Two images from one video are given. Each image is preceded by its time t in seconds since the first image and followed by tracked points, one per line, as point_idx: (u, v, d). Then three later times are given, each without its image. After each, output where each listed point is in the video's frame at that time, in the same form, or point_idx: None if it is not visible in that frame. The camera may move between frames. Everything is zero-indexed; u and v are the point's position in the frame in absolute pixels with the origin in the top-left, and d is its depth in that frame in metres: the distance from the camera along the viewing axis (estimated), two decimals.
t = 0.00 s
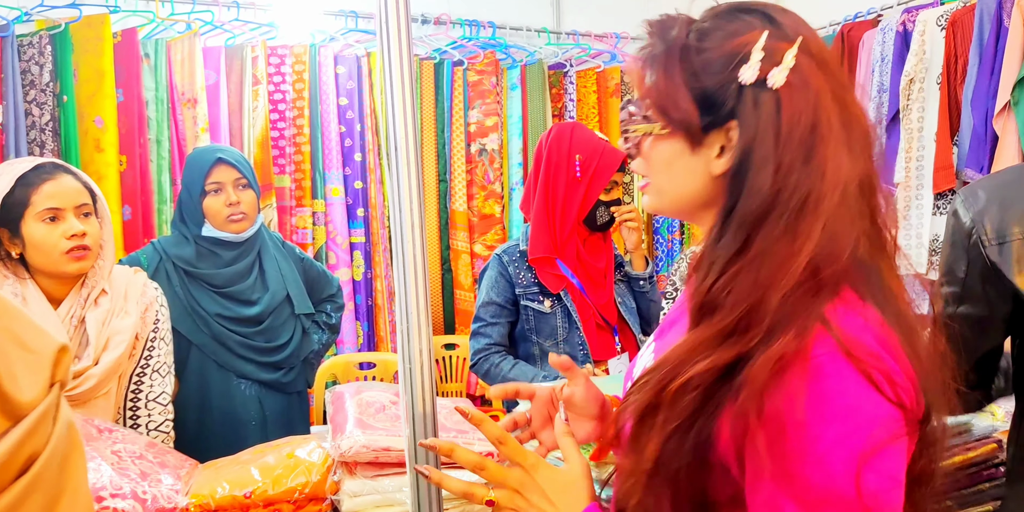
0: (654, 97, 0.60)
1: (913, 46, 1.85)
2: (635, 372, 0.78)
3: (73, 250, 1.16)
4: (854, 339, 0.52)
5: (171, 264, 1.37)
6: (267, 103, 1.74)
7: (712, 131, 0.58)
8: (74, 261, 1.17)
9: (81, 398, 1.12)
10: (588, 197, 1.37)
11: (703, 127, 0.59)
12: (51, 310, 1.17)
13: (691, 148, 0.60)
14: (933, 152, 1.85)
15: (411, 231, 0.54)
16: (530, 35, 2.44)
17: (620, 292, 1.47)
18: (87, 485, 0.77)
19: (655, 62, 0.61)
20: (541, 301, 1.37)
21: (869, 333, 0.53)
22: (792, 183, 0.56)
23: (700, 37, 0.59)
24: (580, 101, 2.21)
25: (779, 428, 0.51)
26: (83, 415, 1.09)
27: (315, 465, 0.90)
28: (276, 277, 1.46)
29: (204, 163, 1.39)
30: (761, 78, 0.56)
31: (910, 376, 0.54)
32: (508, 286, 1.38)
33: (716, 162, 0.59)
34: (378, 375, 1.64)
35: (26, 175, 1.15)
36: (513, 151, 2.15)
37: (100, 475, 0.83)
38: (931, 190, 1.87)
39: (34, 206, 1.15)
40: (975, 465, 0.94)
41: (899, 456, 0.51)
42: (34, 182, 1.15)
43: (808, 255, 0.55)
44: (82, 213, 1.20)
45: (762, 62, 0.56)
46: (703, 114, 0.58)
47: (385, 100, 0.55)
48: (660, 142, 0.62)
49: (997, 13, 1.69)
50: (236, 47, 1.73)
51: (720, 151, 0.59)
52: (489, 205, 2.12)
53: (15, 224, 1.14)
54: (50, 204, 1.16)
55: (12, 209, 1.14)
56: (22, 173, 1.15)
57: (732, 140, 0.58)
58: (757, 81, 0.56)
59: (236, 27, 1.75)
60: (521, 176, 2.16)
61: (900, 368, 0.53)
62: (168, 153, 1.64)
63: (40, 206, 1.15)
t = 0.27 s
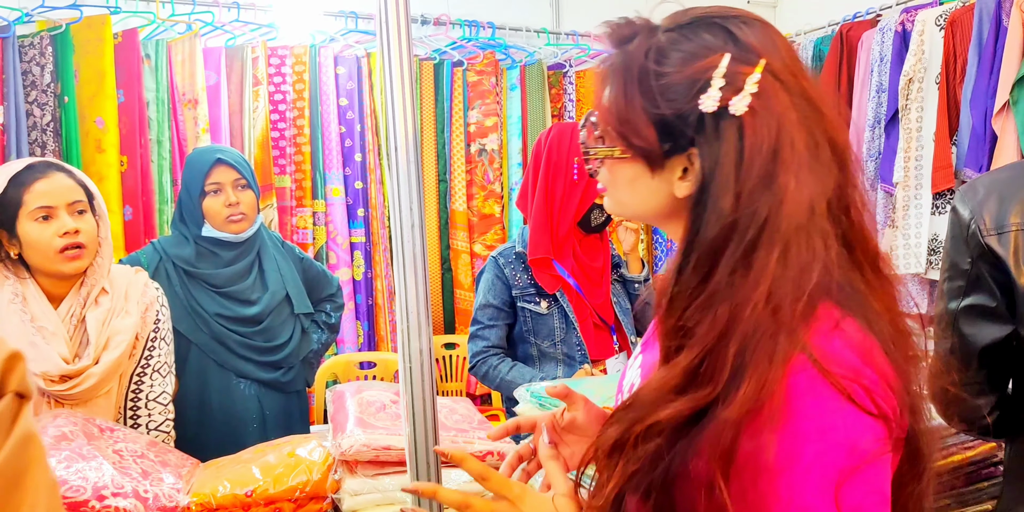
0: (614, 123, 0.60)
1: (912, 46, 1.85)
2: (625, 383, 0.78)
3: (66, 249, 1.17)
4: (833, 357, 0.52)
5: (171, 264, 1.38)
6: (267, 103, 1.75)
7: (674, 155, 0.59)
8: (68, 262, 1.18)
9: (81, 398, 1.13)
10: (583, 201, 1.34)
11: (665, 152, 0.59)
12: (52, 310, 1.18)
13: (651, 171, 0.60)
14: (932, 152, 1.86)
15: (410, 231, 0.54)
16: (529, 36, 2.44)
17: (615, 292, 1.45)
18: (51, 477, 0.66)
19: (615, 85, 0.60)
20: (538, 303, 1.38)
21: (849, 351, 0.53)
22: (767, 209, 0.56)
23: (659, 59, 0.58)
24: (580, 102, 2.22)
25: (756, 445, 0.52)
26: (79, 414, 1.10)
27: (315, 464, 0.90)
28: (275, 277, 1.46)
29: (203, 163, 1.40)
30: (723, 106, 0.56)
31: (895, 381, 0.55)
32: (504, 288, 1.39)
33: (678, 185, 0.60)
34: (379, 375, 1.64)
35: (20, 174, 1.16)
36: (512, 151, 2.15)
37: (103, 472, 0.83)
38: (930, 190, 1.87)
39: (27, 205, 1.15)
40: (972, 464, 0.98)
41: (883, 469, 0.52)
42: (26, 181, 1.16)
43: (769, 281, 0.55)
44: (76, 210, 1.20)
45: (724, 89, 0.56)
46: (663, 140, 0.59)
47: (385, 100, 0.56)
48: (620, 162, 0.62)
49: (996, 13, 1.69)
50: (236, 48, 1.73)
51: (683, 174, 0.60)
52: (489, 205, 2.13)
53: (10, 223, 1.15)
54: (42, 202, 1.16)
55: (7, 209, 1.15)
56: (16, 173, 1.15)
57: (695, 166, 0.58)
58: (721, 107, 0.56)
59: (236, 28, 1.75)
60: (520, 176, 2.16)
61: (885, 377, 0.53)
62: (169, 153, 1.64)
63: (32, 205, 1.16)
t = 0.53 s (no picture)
0: (604, 124, 0.63)
1: (910, 47, 1.86)
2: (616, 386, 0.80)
3: (58, 254, 1.17)
4: (828, 356, 0.55)
5: (170, 265, 1.37)
6: (267, 105, 1.75)
7: (665, 155, 0.61)
8: (61, 267, 1.18)
9: (80, 396, 1.16)
10: (576, 199, 1.35)
11: (656, 151, 0.61)
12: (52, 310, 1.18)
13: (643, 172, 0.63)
14: (930, 153, 1.86)
15: (408, 231, 0.55)
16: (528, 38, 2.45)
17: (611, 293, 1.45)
18: None
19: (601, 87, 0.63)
20: (534, 304, 1.39)
21: (843, 351, 0.55)
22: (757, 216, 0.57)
23: (646, 59, 0.61)
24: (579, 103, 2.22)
25: (755, 447, 0.55)
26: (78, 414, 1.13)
27: (315, 465, 0.91)
28: (274, 278, 1.46)
29: (202, 165, 1.41)
30: (710, 104, 0.58)
31: (886, 378, 0.56)
32: (501, 290, 1.39)
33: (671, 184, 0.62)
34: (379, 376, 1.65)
35: (14, 180, 1.16)
36: (512, 152, 2.16)
37: (103, 474, 0.83)
38: (928, 190, 1.88)
39: (20, 211, 1.17)
40: (969, 465, 0.98)
41: (879, 466, 0.54)
42: (20, 187, 1.16)
43: (759, 279, 0.56)
44: (68, 216, 1.20)
45: (712, 85, 0.58)
46: (654, 140, 0.61)
47: (385, 102, 0.56)
48: (614, 164, 0.65)
49: (994, 14, 1.70)
50: (235, 50, 1.73)
51: (674, 174, 0.62)
52: (488, 206, 2.13)
53: (4, 229, 1.16)
54: (34, 210, 1.17)
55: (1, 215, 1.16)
56: (12, 179, 1.15)
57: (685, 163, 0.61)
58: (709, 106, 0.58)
59: (236, 30, 1.75)
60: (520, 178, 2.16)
61: (879, 375, 0.55)
62: (168, 155, 1.64)
63: (25, 212, 1.17)
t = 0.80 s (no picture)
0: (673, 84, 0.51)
1: (908, 48, 1.86)
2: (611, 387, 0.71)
3: (55, 255, 1.17)
4: (859, 335, 0.47)
5: (169, 266, 1.37)
6: (267, 106, 1.76)
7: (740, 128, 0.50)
8: (59, 266, 1.18)
9: (78, 396, 1.15)
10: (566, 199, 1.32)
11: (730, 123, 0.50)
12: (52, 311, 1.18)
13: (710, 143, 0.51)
14: (928, 154, 1.86)
15: (407, 231, 0.55)
16: (528, 39, 2.45)
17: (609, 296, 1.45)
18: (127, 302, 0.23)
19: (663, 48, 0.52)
20: (534, 304, 1.39)
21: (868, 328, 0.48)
22: (800, 193, 0.49)
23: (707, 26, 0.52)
24: (578, 104, 2.23)
25: (786, 432, 0.46)
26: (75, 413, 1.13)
27: (315, 466, 0.91)
28: (274, 278, 1.47)
29: (202, 166, 1.41)
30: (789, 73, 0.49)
31: (918, 373, 0.52)
32: (500, 289, 1.40)
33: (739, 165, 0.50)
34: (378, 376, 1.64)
35: (17, 182, 1.17)
36: (511, 153, 2.16)
37: (102, 474, 0.83)
38: (926, 191, 1.88)
39: (20, 212, 1.17)
40: (969, 465, 0.98)
41: (905, 455, 0.47)
42: (22, 188, 1.17)
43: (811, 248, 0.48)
44: (68, 218, 1.20)
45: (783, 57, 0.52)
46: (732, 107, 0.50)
47: (384, 103, 0.56)
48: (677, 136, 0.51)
49: (992, 15, 1.70)
50: (235, 51, 1.74)
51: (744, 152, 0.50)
52: (488, 207, 2.13)
53: (5, 230, 1.16)
54: (34, 211, 1.18)
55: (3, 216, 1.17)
56: (14, 180, 1.16)
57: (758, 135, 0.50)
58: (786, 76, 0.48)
59: (235, 31, 1.76)
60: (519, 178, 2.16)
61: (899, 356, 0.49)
62: (168, 156, 1.64)
63: (26, 212, 1.18)
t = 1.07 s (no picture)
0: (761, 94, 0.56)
1: (905, 54, 1.87)
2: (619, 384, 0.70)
3: (53, 256, 1.17)
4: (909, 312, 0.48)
5: (169, 266, 1.38)
6: (267, 108, 1.76)
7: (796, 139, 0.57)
8: (56, 267, 1.18)
9: (77, 397, 1.16)
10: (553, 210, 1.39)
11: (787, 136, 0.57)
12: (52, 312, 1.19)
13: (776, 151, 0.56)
14: (924, 158, 1.87)
15: (406, 235, 0.55)
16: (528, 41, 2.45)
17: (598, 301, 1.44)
18: None
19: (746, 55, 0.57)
20: (529, 305, 1.39)
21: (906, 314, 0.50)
22: (860, 181, 0.54)
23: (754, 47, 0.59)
24: (577, 107, 2.23)
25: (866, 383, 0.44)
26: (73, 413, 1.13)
27: (314, 468, 0.91)
28: (273, 279, 1.47)
29: (202, 167, 1.41)
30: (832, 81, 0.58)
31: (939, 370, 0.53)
32: (497, 291, 1.40)
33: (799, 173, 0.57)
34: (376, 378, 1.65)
35: (17, 183, 1.17)
36: (510, 156, 2.16)
37: (100, 476, 0.83)
38: (922, 196, 1.89)
39: (19, 213, 1.17)
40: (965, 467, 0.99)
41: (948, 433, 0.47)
42: (23, 190, 1.17)
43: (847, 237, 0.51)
44: (67, 219, 1.19)
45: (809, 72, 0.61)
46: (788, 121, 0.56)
47: (384, 108, 0.56)
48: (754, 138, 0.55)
49: (987, 21, 1.70)
50: (236, 53, 1.75)
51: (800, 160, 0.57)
52: (487, 209, 2.13)
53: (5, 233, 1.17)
54: (34, 211, 1.17)
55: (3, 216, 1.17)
56: (14, 181, 1.16)
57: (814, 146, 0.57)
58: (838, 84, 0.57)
59: (236, 33, 1.78)
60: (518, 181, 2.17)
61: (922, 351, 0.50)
62: (168, 157, 1.64)
63: (25, 213, 1.17)
